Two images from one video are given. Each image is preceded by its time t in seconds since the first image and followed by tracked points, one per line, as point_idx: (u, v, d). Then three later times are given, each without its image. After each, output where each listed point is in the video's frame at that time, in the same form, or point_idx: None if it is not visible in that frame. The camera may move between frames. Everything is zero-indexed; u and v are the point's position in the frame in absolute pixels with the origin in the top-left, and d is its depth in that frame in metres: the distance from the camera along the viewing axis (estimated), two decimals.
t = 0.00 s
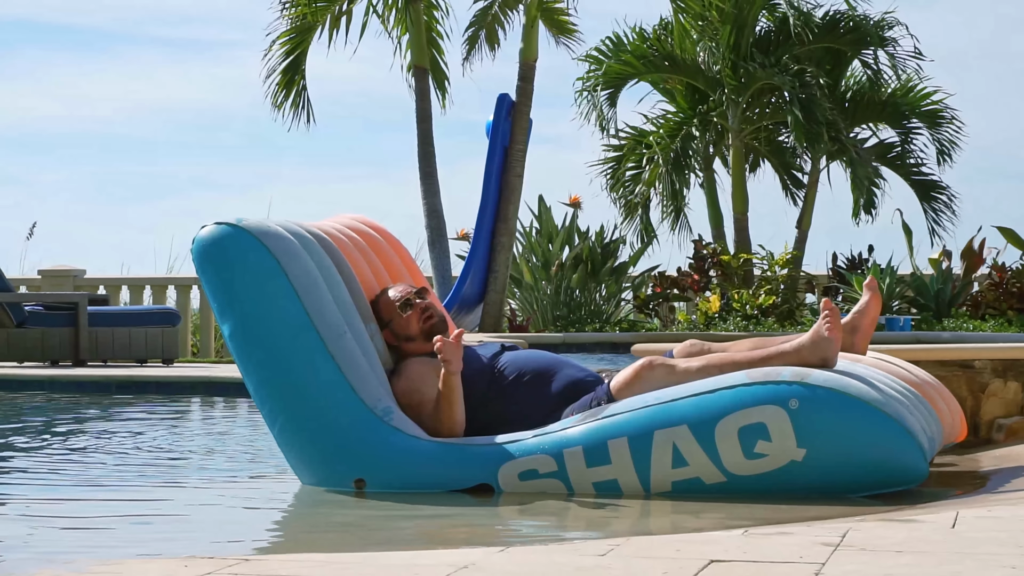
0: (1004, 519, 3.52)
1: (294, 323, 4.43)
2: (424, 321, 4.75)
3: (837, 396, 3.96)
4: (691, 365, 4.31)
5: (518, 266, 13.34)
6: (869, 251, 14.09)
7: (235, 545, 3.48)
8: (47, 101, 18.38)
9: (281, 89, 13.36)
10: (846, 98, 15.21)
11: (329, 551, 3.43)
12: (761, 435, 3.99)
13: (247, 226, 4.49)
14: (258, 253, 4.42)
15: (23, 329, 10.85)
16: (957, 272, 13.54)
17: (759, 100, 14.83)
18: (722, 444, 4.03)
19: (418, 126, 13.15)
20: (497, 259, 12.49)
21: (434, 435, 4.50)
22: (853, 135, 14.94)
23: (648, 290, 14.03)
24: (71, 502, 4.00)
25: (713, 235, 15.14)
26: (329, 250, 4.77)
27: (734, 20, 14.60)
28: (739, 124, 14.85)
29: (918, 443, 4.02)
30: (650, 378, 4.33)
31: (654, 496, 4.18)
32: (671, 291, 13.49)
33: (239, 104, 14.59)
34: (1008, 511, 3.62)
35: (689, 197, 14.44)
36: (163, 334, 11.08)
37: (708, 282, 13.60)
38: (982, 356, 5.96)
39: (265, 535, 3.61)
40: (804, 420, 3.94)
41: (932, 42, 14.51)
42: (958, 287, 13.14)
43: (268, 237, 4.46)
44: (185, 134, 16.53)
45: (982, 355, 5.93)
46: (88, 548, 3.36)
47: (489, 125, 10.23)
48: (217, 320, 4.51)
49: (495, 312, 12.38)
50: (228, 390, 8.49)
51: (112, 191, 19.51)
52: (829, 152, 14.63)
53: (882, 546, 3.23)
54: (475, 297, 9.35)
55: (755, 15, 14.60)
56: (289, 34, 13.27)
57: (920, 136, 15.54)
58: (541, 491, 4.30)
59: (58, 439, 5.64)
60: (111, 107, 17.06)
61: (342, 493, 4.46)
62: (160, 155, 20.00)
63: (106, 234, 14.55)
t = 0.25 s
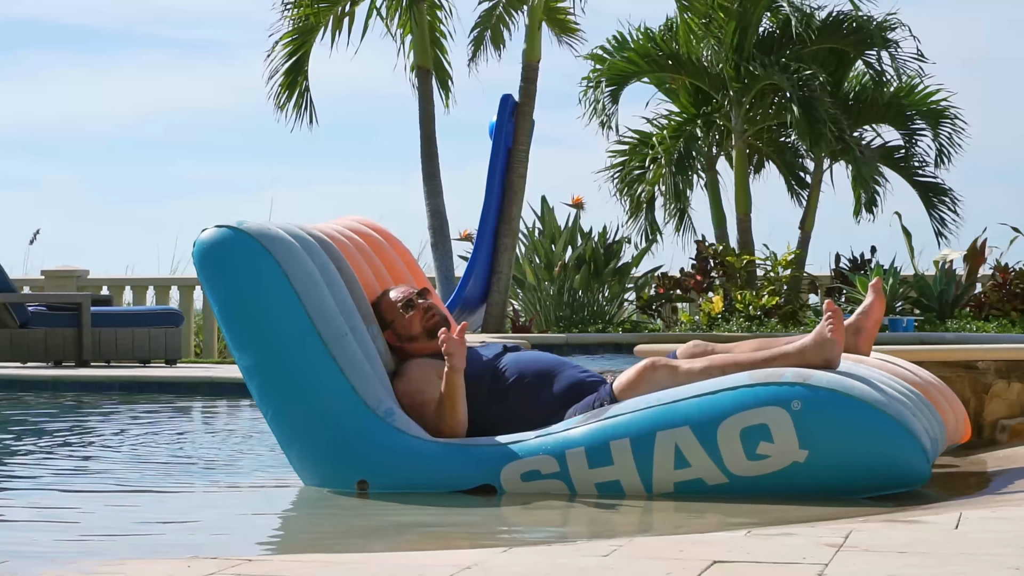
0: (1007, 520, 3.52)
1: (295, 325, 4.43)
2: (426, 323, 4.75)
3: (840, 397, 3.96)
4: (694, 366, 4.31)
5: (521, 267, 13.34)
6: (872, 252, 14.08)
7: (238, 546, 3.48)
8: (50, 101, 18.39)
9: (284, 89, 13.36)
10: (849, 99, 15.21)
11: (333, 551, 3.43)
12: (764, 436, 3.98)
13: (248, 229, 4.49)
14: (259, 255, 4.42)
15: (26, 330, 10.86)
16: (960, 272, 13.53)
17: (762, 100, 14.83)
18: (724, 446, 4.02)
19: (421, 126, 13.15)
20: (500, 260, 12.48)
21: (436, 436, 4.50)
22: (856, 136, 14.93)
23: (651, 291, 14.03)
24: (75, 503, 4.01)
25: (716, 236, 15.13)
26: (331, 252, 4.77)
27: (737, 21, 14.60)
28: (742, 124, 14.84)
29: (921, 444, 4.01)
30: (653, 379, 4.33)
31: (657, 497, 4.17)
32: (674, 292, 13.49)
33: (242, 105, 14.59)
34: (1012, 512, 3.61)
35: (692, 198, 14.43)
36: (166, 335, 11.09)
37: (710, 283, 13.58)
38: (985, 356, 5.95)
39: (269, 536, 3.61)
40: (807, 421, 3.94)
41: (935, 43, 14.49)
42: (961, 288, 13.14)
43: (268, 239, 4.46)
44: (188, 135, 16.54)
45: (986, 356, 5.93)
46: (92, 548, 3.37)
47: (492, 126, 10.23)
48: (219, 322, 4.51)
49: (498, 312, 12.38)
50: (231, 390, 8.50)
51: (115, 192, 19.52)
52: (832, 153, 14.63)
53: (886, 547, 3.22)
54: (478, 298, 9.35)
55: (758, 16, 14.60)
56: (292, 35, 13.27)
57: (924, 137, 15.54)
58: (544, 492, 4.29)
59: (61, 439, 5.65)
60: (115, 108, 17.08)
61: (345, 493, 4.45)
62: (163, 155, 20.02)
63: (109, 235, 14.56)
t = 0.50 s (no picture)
0: (1008, 521, 3.52)
1: (295, 326, 4.43)
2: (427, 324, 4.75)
3: (839, 398, 3.96)
4: (694, 367, 4.31)
5: (522, 268, 13.35)
6: (873, 253, 14.08)
7: (239, 546, 3.48)
8: (52, 102, 18.41)
9: (286, 91, 13.37)
10: (851, 100, 15.21)
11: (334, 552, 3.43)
12: (764, 437, 3.99)
13: (249, 230, 4.50)
14: (259, 256, 4.43)
15: (28, 330, 10.86)
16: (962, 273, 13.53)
17: (763, 101, 14.84)
18: (724, 447, 4.03)
19: (423, 128, 13.16)
20: (501, 261, 12.49)
21: (436, 438, 4.50)
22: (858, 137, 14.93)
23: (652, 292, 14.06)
24: (77, 503, 4.01)
25: (718, 237, 15.13)
26: (331, 254, 4.78)
27: (739, 22, 14.60)
28: (743, 125, 14.85)
29: (921, 446, 4.02)
30: (653, 380, 4.33)
31: (657, 498, 4.18)
32: (675, 293, 13.49)
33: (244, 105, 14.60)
34: (1012, 513, 3.61)
35: (694, 199, 14.43)
36: (168, 336, 11.09)
37: (712, 284, 13.60)
38: (986, 356, 5.95)
39: (270, 536, 3.61)
40: (807, 422, 3.94)
41: (936, 44, 14.49)
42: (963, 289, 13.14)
43: (269, 241, 4.47)
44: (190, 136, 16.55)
45: (987, 357, 5.93)
46: (93, 549, 3.37)
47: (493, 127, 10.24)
48: (220, 323, 4.52)
49: (499, 313, 12.38)
50: (233, 391, 8.51)
51: (117, 193, 19.52)
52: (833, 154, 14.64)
53: (885, 548, 3.22)
54: (479, 299, 9.37)
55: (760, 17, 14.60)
56: (294, 36, 13.28)
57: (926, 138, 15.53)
58: (544, 493, 4.29)
59: (63, 440, 5.65)
60: (116, 108, 17.09)
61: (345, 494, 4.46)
62: (164, 156, 20.02)
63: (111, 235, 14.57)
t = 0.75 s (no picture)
0: (1009, 523, 3.52)
1: (296, 328, 4.42)
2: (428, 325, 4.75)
3: (840, 401, 3.96)
4: (695, 369, 4.31)
5: (524, 270, 13.36)
6: (875, 255, 14.08)
7: (241, 548, 3.48)
8: (53, 103, 18.41)
9: (288, 93, 13.37)
10: (852, 101, 15.22)
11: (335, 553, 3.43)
12: (765, 440, 3.99)
13: (250, 232, 4.49)
14: (260, 257, 4.42)
15: (29, 331, 10.83)
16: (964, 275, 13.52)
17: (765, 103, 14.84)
18: (724, 450, 4.02)
19: (424, 129, 13.15)
20: (503, 263, 12.50)
21: (437, 440, 4.50)
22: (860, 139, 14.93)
23: (653, 294, 14.07)
24: (79, 505, 4.01)
25: (719, 239, 15.14)
26: (332, 255, 4.77)
27: (740, 23, 14.60)
28: (745, 127, 14.86)
29: (922, 448, 4.01)
30: (654, 383, 4.33)
31: (657, 500, 4.17)
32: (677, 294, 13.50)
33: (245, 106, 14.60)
34: (1014, 515, 3.61)
35: (697, 201, 14.43)
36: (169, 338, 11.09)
37: (714, 286, 13.60)
38: (988, 358, 5.97)
39: (271, 538, 3.61)
40: (807, 424, 3.94)
41: (938, 45, 14.50)
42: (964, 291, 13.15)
43: (270, 242, 4.46)
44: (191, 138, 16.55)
45: (988, 359, 5.94)
46: (96, 551, 3.37)
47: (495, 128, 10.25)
48: (220, 324, 4.51)
49: (501, 315, 12.39)
50: (234, 393, 8.51)
51: (118, 194, 19.52)
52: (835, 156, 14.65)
53: (887, 550, 3.22)
54: (481, 301, 9.42)
55: (762, 19, 14.61)
56: (295, 37, 13.28)
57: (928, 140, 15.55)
58: (545, 495, 4.29)
59: (65, 441, 5.65)
60: (117, 108, 17.10)
61: (346, 496, 4.45)
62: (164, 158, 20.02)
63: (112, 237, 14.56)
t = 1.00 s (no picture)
0: (1012, 525, 3.51)
1: (299, 330, 4.42)
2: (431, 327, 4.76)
3: (842, 403, 3.96)
4: (697, 371, 4.31)
5: (525, 272, 13.36)
6: (876, 256, 14.08)
7: (242, 550, 3.48)
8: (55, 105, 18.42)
9: (289, 95, 13.37)
10: (853, 103, 15.22)
11: (336, 556, 3.43)
12: (766, 442, 3.98)
13: (252, 233, 4.49)
14: (263, 258, 4.42)
15: (31, 334, 10.82)
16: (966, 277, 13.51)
17: (766, 104, 14.84)
18: (726, 452, 4.02)
19: (425, 130, 13.15)
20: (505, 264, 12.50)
21: (440, 442, 4.49)
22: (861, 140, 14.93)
23: (655, 295, 14.06)
24: (80, 508, 4.00)
25: (721, 240, 15.13)
26: (335, 257, 4.77)
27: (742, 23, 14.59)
28: (747, 129, 14.86)
29: (923, 450, 4.01)
30: (656, 384, 4.33)
31: (659, 503, 4.17)
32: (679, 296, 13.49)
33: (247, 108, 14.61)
34: (1016, 517, 3.61)
35: (699, 203, 14.42)
36: (171, 340, 11.09)
37: (715, 288, 13.61)
38: (990, 360, 5.97)
39: (274, 539, 3.61)
40: (809, 426, 3.94)
41: (939, 46, 14.51)
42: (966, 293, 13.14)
43: (273, 243, 4.46)
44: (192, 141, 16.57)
45: (989, 360, 5.93)
46: (97, 553, 3.37)
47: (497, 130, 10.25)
48: (223, 327, 4.51)
49: (503, 316, 12.39)
50: (236, 395, 8.51)
51: (119, 196, 19.52)
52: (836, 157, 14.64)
53: (888, 551, 3.21)
54: (483, 302, 9.41)
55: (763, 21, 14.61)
56: (296, 39, 13.29)
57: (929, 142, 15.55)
58: (546, 498, 4.28)
59: (67, 444, 5.64)
60: (119, 110, 17.11)
61: (348, 498, 4.45)
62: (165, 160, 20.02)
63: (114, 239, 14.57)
